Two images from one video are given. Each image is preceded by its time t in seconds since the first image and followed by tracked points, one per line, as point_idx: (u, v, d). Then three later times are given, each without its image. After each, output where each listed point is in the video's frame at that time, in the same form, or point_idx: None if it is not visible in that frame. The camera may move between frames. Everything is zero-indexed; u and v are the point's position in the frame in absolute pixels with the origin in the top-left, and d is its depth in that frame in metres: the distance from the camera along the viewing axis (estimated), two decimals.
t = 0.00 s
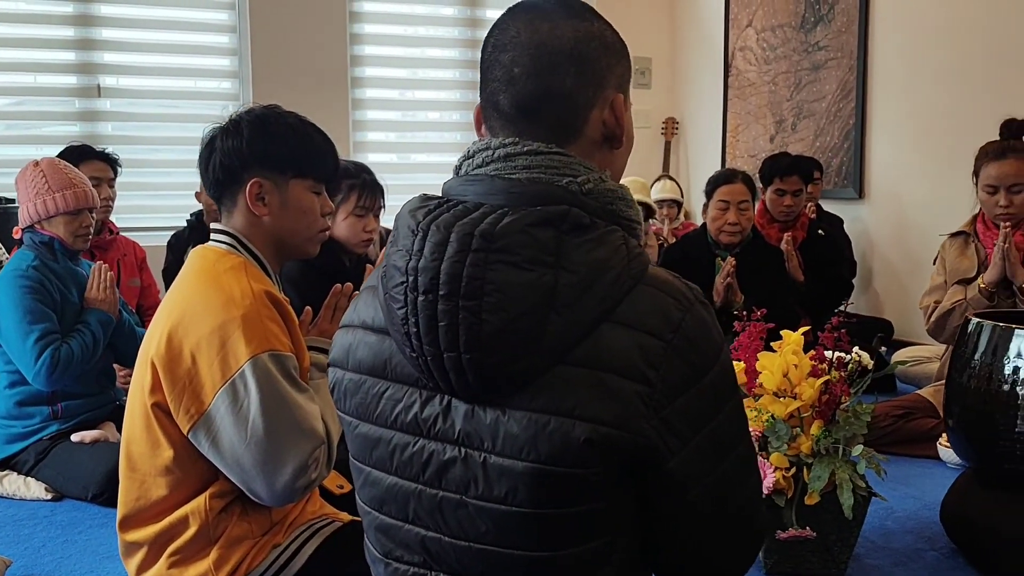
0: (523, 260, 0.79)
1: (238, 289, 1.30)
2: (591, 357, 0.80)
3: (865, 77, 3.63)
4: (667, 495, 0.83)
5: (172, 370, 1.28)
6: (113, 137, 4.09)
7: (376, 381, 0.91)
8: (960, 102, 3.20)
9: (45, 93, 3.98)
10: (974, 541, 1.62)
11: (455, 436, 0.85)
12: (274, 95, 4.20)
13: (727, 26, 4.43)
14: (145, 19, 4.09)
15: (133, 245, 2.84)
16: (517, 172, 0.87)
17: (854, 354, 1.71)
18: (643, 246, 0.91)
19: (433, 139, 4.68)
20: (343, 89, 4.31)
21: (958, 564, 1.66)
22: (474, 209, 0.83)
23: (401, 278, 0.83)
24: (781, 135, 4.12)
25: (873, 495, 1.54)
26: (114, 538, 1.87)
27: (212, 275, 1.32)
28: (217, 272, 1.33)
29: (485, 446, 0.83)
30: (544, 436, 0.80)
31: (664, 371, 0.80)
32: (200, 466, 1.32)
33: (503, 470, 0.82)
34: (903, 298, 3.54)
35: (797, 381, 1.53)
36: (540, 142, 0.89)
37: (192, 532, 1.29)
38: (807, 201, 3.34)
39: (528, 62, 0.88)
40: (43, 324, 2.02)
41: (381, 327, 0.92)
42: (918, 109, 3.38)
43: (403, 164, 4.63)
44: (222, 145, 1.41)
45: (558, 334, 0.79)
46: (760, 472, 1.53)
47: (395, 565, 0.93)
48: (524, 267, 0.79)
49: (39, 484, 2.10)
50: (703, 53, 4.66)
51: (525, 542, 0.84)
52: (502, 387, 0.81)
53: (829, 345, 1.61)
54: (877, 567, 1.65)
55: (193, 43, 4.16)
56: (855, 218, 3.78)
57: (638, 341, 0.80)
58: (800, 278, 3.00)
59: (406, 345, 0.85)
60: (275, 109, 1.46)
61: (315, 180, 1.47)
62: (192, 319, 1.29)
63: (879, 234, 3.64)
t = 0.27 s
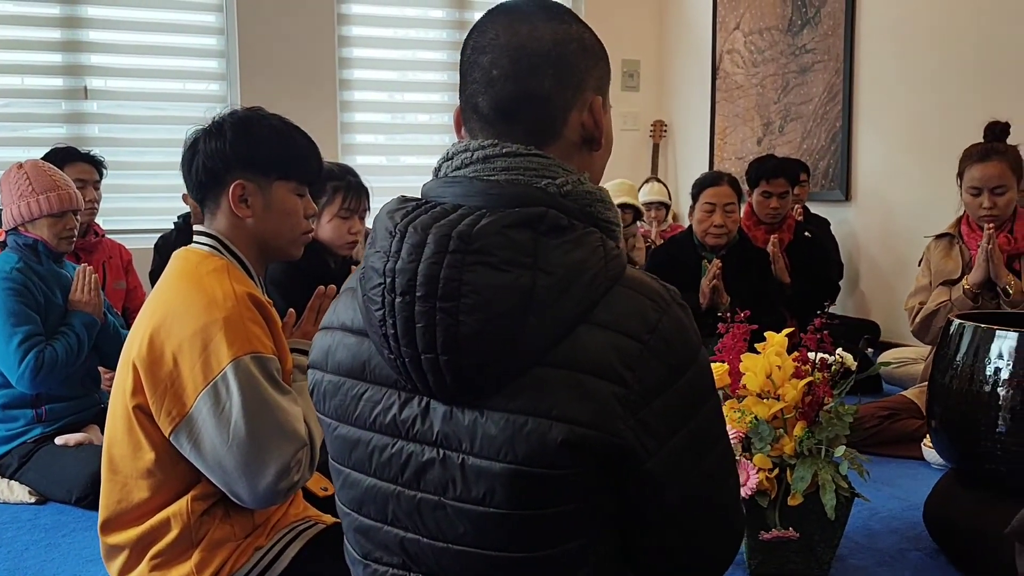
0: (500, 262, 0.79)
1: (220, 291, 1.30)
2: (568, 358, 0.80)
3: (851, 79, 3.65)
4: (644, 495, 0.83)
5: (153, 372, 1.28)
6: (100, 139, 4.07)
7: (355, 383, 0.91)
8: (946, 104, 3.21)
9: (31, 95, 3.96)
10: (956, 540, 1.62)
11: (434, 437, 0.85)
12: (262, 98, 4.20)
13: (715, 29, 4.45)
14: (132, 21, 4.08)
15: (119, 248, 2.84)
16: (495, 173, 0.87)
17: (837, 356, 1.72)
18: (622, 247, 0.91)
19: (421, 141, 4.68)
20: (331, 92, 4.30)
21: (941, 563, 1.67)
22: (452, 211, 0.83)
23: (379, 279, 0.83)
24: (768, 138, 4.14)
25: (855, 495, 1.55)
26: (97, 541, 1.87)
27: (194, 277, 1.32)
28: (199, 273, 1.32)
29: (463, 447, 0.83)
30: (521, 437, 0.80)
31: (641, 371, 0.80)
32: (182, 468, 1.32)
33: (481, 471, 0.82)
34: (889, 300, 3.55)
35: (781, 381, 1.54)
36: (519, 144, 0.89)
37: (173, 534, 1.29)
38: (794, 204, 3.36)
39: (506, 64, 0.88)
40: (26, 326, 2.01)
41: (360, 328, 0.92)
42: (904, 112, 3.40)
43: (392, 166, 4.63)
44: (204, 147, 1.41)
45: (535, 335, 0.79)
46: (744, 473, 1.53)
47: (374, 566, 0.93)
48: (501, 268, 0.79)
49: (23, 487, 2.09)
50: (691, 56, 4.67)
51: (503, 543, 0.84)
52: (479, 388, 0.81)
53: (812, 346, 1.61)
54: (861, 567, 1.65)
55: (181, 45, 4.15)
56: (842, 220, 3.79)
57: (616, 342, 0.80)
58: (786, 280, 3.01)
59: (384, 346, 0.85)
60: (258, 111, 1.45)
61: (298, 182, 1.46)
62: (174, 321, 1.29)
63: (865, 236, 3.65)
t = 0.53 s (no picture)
0: (480, 261, 0.79)
1: (205, 292, 1.30)
2: (548, 358, 0.80)
3: (839, 81, 3.66)
4: (624, 495, 0.84)
5: (137, 373, 1.28)
6: (88, 140, 4.05)
7: (336, 383, 0.92)
8: (933, 106, 3.22)
9: (19, 95, 3.94)
10: (940, 540, 1.63)
11: (414, 437, 0.85)
12: (252, 99, 4.20)
13: (704, 30, 4.46)
14: (121, 21, 4.06)
15: (106, 249, 2.83)
16: (476, 174, 0.87)
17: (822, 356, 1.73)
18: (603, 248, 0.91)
19: (412, 143, 4.68)
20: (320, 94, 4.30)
21: (925, 563, 1.68)
22: (432, 211, 0.83)
23: (359, 280, 0.83)
24: (757, 140, 4.15)
25: (840, 495, 1.55)
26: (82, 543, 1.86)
27: (178, 278, 1.32)
28: (183, 274, 1.32)
29: (444, 447, 0.83)
30: (501, 437, 0.80)
31: (621, 371, 0.81)
32: (165, 469, 1.32)
33: (462, 471, 0.82)
34: (878, 301, 3.56)
35: (766, 382, 1.55)
36: (499, 144, 0.89)
37: (157, 536, 1.28)
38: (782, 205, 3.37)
39: (487, 64, 0.88)
40: (12, 327, 2.00)
41: (341, 329, 0.92)
42: (892, 114, 3.42)
43: (383, 167, 4.63)
44: (189, 148, 1.40)
45: (515, 335, 0.79)
46: (728, 475, 1.52)
47: (355, 566, 0.93)
48: (481, 268, 0.79)
49: (9, 489, 2.08)
50: (681, 58, 4.68)
51: (483, 543, 0.84)
52: (459, 388, 0.81)
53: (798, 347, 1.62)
54: (846, 567, 1.66)
55: (170, 46, 4.13)
56: (831, 221, 3.81)
57: (596, 342, 0.80)
58: (774, 281, 3.02)
59: (365, 347, 0.85)
60: (243, 112, 1.45)
61: (283, 182, 1.46)
62: (158, 322, 1.28)
63: (854, 238, 3.67)
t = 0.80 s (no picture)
0: (461, 262, 0.79)
1: (189, 293, 1.30)
2: (529, 359, 0.80)
3: (827, 84, 3.68)
4: (604, 494, 0.84)
5: (122, 374, 1.28)
6: (76, 141, 4.04)
7: (318, 384, 0.92)
8: (919, 108, 3.24)
9: (6, 96, 3.93)
10: (925, 540, 1.64)
11: (396, 437, 0.85)
12: (242, 100, 4.19)
13: (693, 33, 4.47)
14: (109, 22, 4.05)
15: (93, 250, 2.82)
16: (458, 175, 0.88)
17: (808, 358, 1.73)
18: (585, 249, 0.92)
19: (402, 144, 4.69)
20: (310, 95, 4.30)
21: (910, 563, 1.68)
22: (414, 212, 0.84)
23: (341, 281, 0.83)
24: (746, 142, 4.17)
25: (824, 495, 1.56)
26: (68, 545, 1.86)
27: (163, 279, 1.32)
28: (169, 276, 1.32)
29: (425, 447, 0.83)
30: (482, 437, 0.80)
31: (602, 371, 0.81)
32: (150, 471, 1.32)
33: (443, 472, 0.82)
34: (865, 303, 3.58)
35: (751, 383, 1.56)
36: (482, 145, 0.90)
37: (142, 537, 1.28)
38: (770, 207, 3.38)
39: (468, 66, 0.88)
40: None
41: (324, 330, 0.92)
42: (879, 116, 3.43)
43: (373, 169, 4.63)
44: (174, 149, 1.40)
45: (496, 336, 0.79)
46: (713, 475, 1.52)
47: (337, 566, 0.93)
48: (462, 269, 0.79)
49: None
50: (670, 60, 4.69)
51: (465, 544, 0.84)
52: (441, 389, 0.81)
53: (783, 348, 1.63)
54: (830, 567, 1.66)
55: (158, 46, 4.12)
56: (819, 223, 3.82)
57: (576, 342, 0.81)
58: (762, 283, 3.04)
59: (347, 348, 0.85)
60: (228, 113, 1.45)
61: (269, 183, 1.46)
62: (143, 323, 1.28)
63: (842, 240, 3.68)
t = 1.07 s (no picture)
0: (439, 264, 0.79)
1: (171, 295, 1.30)
2: (506, 360, 0.81)
3: (814, 87, 3.70)
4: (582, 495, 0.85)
5: (103, 376, 1.28)
6: (62, 141, 4.02)
7: (297, 385, 0.92)
8: (904, 111, 3.26)
9: None
10: (907, 540, 1.64)
11: (374, 438, 0.85)
12: (230, 101, 4.19)
13: (681, 35, 4.49)
14: (97, 22, 4.03)
15: (79, 251, 2.82)
16: (437, 177, 0.88)
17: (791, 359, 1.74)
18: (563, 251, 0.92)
19: (391, 146, 4.69)
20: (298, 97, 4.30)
21: (892, 563, 1.69)
22: (393, 214, 0.84)
23: (320, 282, 0.84)
24: (733, 144, 4.18)
25: (806, 496, 1.56)
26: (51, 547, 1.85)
27: (145, 281, 1.31)
28: (151, 277, 1.32)
29: (403, 448, 0.83)
30: (460, 438, 0.81)
31: (579, 372, 0.81)
32: (131, 473, 1.31)
33: (421, 472, 0.83)
34: (851, 305, 3.60)
35: (734, 384, 1.55)
36: (461, 148, 0.90)
37: (123, 539, 1.28)
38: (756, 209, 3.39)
39: (448, 69, 0.89)
40: None
41: (303, 331, 0.92)
42: (865, 119, 3.45)
43: (362, 170, 4.63)
44: (157, 150, 1.40)
45: (473, 337, 0.80)
46: (696, 476, 1.52)
47: (316, 567, 0.93)
48: (440, 270, 0.79)
49: None
50: (658, 62, 4.71)
51: (442, 544, 0.84)
52: (418, 390, 0.82)
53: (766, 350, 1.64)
54: (813, 568, 1.67)
55: (145, 47, 4.11)
56: (805, 226, 3.84)
57: (553, 343, 0.81)
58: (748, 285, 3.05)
59: (326, 349, 0.85)
60: (211, 114, 1.45)
61: (252, 185, 1.47)
62: (124, 325, 1.28)
63: (828, 242, 3.70)
